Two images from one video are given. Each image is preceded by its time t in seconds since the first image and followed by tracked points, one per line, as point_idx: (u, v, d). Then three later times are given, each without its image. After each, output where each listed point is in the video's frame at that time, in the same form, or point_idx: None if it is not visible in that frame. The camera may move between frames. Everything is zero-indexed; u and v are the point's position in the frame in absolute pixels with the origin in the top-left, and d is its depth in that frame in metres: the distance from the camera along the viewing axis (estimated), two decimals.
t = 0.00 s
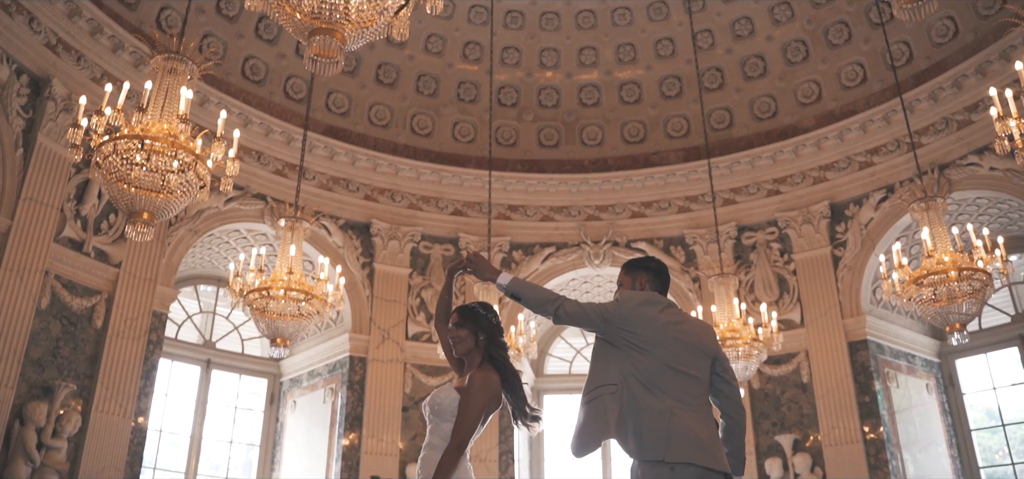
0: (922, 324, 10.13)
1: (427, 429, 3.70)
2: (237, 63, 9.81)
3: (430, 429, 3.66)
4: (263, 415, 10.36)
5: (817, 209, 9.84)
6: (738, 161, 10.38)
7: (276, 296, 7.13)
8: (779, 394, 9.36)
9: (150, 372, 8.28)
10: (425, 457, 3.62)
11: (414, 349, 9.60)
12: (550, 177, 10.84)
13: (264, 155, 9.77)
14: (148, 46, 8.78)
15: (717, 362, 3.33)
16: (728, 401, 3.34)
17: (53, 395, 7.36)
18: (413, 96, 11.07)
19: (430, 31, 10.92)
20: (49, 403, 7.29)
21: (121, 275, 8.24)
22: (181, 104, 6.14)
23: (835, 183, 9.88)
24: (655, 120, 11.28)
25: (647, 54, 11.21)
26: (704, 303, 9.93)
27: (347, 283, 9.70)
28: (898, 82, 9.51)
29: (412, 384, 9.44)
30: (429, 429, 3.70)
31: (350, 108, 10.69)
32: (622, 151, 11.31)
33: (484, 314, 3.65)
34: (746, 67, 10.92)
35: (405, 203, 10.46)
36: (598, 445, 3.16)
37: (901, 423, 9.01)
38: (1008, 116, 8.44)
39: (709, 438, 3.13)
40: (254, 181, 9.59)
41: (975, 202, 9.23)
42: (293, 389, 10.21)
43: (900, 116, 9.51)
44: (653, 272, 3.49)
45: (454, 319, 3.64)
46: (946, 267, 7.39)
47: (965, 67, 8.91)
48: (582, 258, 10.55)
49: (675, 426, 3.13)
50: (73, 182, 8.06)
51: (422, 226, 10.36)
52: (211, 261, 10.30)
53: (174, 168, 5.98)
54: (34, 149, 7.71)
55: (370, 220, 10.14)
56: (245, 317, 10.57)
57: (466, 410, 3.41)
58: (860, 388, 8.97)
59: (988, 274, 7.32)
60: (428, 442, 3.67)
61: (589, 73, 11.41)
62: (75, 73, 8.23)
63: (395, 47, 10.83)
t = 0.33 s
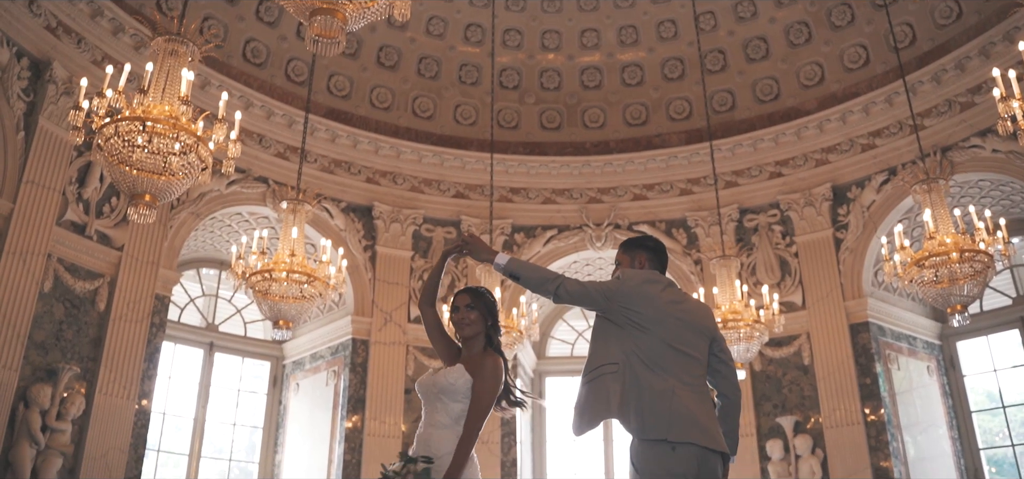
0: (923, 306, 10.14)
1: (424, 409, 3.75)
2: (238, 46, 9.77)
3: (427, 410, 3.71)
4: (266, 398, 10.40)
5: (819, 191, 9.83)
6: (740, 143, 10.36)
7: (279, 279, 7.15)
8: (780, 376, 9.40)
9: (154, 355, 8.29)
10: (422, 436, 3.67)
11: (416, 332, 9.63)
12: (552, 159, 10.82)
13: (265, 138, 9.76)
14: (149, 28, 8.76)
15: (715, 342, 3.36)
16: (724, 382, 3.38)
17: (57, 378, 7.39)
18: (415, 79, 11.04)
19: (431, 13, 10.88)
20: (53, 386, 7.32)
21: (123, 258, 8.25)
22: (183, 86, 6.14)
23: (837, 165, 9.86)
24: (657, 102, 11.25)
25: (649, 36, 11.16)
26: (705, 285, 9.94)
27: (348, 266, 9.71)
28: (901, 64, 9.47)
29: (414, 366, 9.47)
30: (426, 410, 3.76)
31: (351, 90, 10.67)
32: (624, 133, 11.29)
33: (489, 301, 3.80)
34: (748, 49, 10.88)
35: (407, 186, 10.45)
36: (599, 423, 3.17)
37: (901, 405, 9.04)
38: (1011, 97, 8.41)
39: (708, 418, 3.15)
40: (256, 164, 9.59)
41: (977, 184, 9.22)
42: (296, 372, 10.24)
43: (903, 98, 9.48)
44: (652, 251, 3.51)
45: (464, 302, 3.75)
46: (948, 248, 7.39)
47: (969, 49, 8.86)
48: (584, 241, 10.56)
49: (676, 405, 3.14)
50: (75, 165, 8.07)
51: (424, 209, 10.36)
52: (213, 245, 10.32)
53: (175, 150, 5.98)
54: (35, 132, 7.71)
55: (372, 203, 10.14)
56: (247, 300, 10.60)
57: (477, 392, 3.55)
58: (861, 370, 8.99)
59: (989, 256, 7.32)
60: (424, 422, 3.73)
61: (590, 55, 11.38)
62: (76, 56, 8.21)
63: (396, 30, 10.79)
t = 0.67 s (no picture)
0: (923, 290, 10.15)
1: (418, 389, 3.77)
2: (238, 29, 9.72)
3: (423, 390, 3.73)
4: (268, 382, 10.43)
5: (819, 175, 9.83)
6: (740, 127, 10.34)
7: (280, 262, 7.15)
8: (781, 360, 9.42)
9: (155, 339, 8.30)
10: (419, 415, 3.68)
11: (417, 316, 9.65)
12: (553, 143, 10.80)
13: (266, 122, 9.75)
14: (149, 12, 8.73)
15: (714, 326, 3.40)
16: (719, 366, 3.42)
17: (59, 363, 7.41)
18: (415, 63, 11.01)
19: None
20: (55, 370, 7.35)
21: (124, 243, 8.25)
22: (182, 69, 6.12)
23: (838, 148, 9.85)
24: (658, 86, 11.23)
25: (650, 19, 11.11)
26: (706, 269, 9.95)
27: (349, 250, 9.72)
28: (903, 47, 9.43)
29: (415, 350, 9.49)
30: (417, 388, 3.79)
31: (352, 74, 10.64)
32: (625, 117, 11.26)
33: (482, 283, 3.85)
34: (750, 33, 10.84)
35: (407, 170, 10.44)
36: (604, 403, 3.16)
37: (901, 388, 9.07)
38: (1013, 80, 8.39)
39: (708, 401, 3.17)
40: (257, 148, 9.58)
41: (979, 168, 9.21)
42: (298, 356, 10.27)
43: (905, 81, 9.44)
44: (654, 232, 3.52)
45: (467, 286, 3.79)
46: (949, 231, 7.39)
47: (971, 33, 8.82)
48: (585, 225, 10.55)
49: (679, 386, 3.16)
50: (75, 150, 8.06)
51: (424, 193, 10.36)
52: (214, 229, 10.33)
53: (176, 133, 5.97)
54: (35, 116, 7.71)
55: (373, 187, 10.14)
56: (249, 284, 10.62)
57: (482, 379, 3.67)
58: (861, 354, 9.01)
59: (990, 239, 7.33)
60: (418, 400, 3.76)
61: (591, 39, 11.34)
62: (75, 40, 8.18)
63: (397, 13, 10.75)
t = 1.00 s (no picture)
0: (922, 274, 10.16)
1: (411, 364, 3.77)
2: (237, 13, 9.68)
3: (419, 369, 3.74)
4: (268, 366, 10.46)
5: (820, 159, 9.82)
6: (741, 111, 10.31)
7: (280, 247, 7.15)
8: (780, 344, 9.45)
9: (156, 323, 8.31)
10: (416, 392, 3.69)
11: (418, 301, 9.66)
12: (553, 127, 10.77)
13: (265, 106, 9.73)
14: None
15: (713, 310, 3.40)
16: (716, 351, 3.40)
17: (60, 347, 7.42)
18: (415, 47, 10.98)
19: None
20: (56, 354, 7.36)
21: (124, 227, 8.25)
22: (182, 52, 6.11)
23: (838, 133, 9.84)
24: (658, 70, 11.21)
25: (651, 3, 11.05)
26: (706, 254, 9.96)
27: (349, 234, 9.72)
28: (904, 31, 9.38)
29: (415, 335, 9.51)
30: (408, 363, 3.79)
31: (352, 59, 10.61)
32: (625, 101, 11.24)
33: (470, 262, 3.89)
34: (751, 17, 10.79)
35: (407, 154, 10.44)
36: (610, 383, 3.16)
37: (900, 373, 9.10)
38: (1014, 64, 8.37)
39: (708, 385, 3.19)
40: (257, 132, 9.57)
41: (979, 152, 9.20)
42: (298, 341, 10.30)
43: (905, 66, 9.41)
44: (655, 214, 3.54)
45: (461, 269, 3.82)
46: (948, 216, 7.39)
47: (971, 17, 8.78)
48: (585, 209, 10.55)
49: (682, 369, 3.17)
50: (74, 134, 8.05)
51: (424, 178, 10.36)
52: (214, 214, 10.33)
53: (176, 116, 5.97)
54: (34, 100, 7.70)
55: (373, 171, 10.13)
56: (249, 269, 10.62)
57: (482, 362, 3.76)
58: (861, 339, 9.04)
59: (990, 224, 7.33)
60: (410, 376, 3.75)
61: (591, 23, 11.28)
62: (73, 24, 8.15)
63: None
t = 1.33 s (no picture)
0: (921, 260, 10.18)
1: (407, 343, 3.73)
2: None
3: (416, 349, 3.71)
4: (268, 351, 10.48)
5: (819, 145, 9.81)
6: (740, 97, 10.27)
7: (280, 231, 7.15)
8: (779, 330, 9.47)
9: (156, 308, 8.31)
10: (413, 373, 3.67)
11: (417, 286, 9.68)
12: (553, 113, 10.74)
13: (264, 91, 9.71)
14: None
15: (711, 295, 3.45)
16: (713, 336, 3.46)
17: (60, 332, 7.44)
18: (414, 32, 10.94)
19: None
20: (56, 339, 7.38)
21: (124, 212, 8.24)
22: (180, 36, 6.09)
23: (838, 119, 9.83)
24: (658, 56, 11.18)
25: None
26: (705, 239, 9.97)
27: (348, 219, 9.72)
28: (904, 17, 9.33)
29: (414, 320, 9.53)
30: (401, 341, 3.74)
31: (350, 44, 10.58)
32: (625, 87, 11.21)
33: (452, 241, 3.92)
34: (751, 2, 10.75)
35: (407, 139, 10.43)
36: (615, 365, 3.13)
37: (898, 358, 9.13)
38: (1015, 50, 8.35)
39: (707, 369, 3.22)
40: (256, 117, 9.56)
41: (979, 138, 9.21)
42: (298, 326, 10.32)
43: (906, 52, 9.38)
44: (658, 197, 3.56)
45: (448, 249, 3.86)
46: (947, 202, 7.39)
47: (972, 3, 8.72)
48: (584, 195, 10.56)
49: (685, 352, 3.18)
50: (73, 119, 8.03)
51: (424, 163, 10.35)
52: (213, 199, 10.33)
53: (175, 100, 5.96)
54: (32, 85, 7.68)
55: (372, 156, 10.13)
56: (248, 254, 10.63)
57: (472, 348, 3.86)
58: (859, 324, 9.06)
59: (989, 210, 7.33)
60: (405, 355, 3.72)
61: (591, 8, 11.24)
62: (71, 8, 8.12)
63: None
